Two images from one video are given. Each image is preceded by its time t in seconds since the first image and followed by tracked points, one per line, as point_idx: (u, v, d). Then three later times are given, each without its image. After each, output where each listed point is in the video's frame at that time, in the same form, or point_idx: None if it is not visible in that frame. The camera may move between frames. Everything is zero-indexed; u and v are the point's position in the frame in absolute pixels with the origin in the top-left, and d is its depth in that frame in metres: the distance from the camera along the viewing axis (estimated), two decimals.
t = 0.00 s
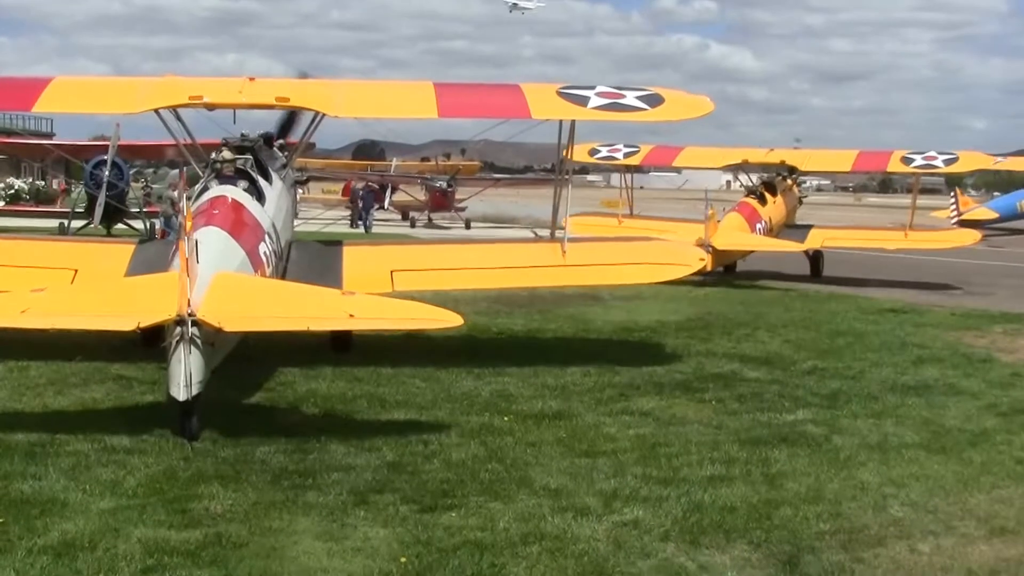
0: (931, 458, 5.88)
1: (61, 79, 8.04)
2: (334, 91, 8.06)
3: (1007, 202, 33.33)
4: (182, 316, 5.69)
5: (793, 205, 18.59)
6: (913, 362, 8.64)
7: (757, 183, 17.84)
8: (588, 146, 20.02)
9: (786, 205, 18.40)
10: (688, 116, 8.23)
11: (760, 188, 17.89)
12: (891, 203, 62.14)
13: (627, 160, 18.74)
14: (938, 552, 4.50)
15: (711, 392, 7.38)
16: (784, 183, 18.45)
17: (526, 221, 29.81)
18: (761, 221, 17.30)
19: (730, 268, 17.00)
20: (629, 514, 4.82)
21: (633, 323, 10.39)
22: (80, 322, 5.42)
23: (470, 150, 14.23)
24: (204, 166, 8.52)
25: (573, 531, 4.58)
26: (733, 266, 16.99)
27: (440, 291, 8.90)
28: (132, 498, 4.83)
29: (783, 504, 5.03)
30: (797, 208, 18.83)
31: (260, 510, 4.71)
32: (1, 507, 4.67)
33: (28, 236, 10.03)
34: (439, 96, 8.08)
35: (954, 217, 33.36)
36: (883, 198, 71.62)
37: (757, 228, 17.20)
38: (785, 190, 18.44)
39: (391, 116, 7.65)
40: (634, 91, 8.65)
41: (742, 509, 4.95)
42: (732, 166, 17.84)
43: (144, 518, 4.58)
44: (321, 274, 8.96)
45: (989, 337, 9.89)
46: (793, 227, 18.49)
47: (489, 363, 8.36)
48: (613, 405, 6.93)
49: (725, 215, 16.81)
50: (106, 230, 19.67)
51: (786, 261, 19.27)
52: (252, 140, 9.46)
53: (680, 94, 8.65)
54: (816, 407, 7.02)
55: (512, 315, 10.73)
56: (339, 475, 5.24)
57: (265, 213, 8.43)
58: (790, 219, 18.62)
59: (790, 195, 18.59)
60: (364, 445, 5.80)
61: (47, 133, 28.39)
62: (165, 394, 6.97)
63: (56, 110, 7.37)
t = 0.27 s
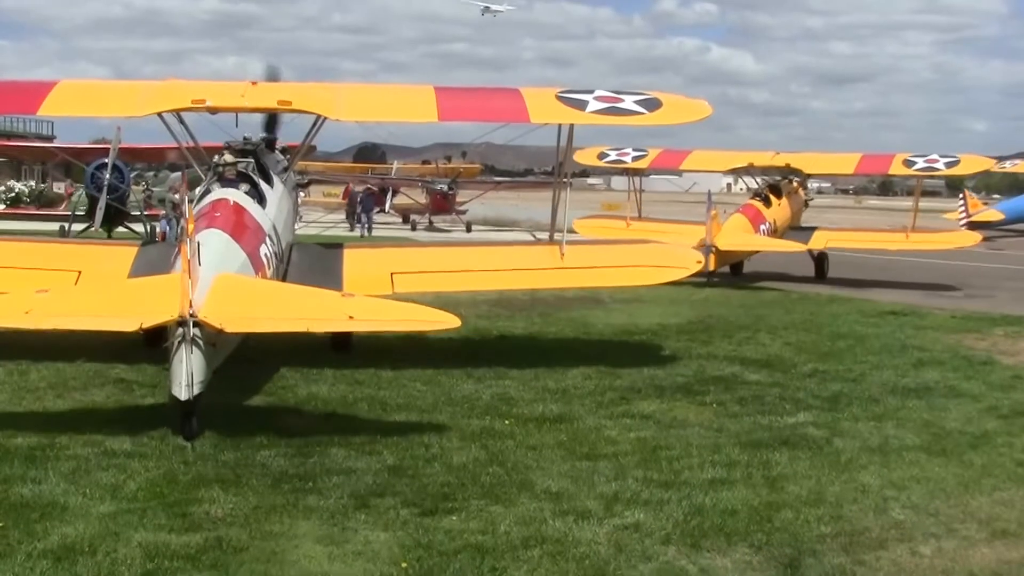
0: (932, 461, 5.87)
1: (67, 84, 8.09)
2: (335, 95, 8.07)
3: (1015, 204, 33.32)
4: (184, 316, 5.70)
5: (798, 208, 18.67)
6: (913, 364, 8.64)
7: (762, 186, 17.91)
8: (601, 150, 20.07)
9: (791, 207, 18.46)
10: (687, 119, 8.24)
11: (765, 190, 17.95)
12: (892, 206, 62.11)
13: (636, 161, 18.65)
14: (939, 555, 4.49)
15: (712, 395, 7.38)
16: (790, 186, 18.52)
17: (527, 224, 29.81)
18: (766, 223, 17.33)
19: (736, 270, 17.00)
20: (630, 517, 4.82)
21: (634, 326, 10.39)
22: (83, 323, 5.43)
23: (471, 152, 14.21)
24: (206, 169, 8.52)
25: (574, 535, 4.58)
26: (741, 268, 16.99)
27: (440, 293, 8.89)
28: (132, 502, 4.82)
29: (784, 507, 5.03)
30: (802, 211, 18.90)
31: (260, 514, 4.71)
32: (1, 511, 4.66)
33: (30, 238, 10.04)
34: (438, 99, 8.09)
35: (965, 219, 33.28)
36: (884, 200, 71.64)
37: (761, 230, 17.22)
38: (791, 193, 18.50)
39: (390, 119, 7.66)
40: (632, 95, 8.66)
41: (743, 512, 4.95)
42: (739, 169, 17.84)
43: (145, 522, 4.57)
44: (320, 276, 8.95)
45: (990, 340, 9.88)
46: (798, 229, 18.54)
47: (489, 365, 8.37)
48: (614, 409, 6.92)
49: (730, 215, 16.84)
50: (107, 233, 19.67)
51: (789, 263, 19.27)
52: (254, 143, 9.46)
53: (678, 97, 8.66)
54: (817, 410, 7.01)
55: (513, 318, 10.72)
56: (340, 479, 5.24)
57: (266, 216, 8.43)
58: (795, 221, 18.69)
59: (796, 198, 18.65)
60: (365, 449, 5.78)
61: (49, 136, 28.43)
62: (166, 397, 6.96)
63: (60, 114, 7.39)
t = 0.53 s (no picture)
0: (933, 464, 5.87)
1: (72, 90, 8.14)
2: (335, 103, 8.10)
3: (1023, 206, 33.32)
4: (179, 320, 5.75)
5: (805, 212, 18.69)
6: (915, 367, 8.63)
7: (766, 190, 17.98)
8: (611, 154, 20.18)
9: (797, 210, 18.49)
10: (684, 127, 8.25)
11: (769, 195, 18.01)
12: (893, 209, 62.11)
13: (643, 167, 18.80)
14: (940, 559, 4.48)
15: (713, 399, 7.37)
16: (795, 190, 18.56)
17: (528, 228, 29.81)
18: (770, 226, 17.34)
19: (743, 272, 17.02)
20: (631, 522, 4.81)
21: (635, 330, 10.37)
22: (82, 326, 5.45)
23: (472, 157, 14.22)
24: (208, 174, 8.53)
25: (575, 539, 4.57)
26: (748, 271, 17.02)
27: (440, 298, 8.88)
28: (133, 507, 4.82)
29: (785, 511, 5.02)
30: (808, 215, 18.92)
31: (261, 518, 4.70)
32: None
33: (31, 242, 10.03)
34: (435, 107, 8.11)
35: (971, 221, 33.24)
36: (885, 203, 71.66)
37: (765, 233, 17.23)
38: (795, 196, 18.54)
39: (387, 127, 7.67)
40: (629, 103, 8.68)
41: (744, 516, 4.94)
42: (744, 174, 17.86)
43: (145, 527, 4.56)
44: (320, 281, 8.95)
45: (991, 343, 9.87)
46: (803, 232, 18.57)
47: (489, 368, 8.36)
48: (615, 413, 6.91)
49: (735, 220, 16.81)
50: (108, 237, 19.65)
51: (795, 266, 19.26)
52: (256, 149, 9.47)
53: (675, 105, 8.67)
54: (818, 413, 7.00)
55: (514, 322, 10.71)
56: (340, 483, 5.23)
57: (267, 221, 8.42)
58: (801, 224, 18.70)
59: (801, 202, 18.70)
60: (366, 453, 5.78)
61: (50, 140, 28.42)
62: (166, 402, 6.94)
63: (62, 119, 7.41)
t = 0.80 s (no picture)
0: (934, 467, 5.87)
1: (77, 96, 8.18)
2: (336, 109, 8.12)
3: None
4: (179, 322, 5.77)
5: (812, 215, 18.78)
6: (915, 370, 8.63)
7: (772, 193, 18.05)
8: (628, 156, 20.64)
9: (803, 214, 18.57)
10: (681, 133, 8.26)
11: (775, 198, 18.07)
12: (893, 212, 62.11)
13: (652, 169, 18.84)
14: (941, 562, 4.48)
15: (713, 402, 7.37)
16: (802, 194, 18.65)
17: (528, 231, 29.82)
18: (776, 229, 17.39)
19: (749, 274, 17.04)
20: (631, 526, 4.81)
21: (635, 334, 10.37)
22: (84, 327, 5.47)
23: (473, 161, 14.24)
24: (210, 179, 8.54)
25: (575, 543, 4.56)
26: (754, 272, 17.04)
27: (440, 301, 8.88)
28: (133, 511, 4.81)
29: (786, 514, 5.02)
30: (815, 218, 18.99)
31: (261, 523, 4.69)
32: None
33: (33, 246, 10.03)
34: (434, 114, 8.13)
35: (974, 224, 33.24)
36: (885, 206, 71.70)
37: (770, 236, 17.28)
38: (802, 200, 18.61)
39: (386, 133, 7.69)
40: (627, 110, 8.70)
41: (746, 520, 4.94)
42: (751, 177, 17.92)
43: (145, 531, 4.56)
44: (321, 285, 8.95)
45: (990, 346, 9.88)
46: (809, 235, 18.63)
47: (490, 371, 8.35)
48: (616, 416, 6.91)
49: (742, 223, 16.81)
50: (107, 240, 19.62)
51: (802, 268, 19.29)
52: (259, 154, 9.49)
53: (673, 111, 8.69)
54: (818, 416, 7.01)
55: (514, 326, 10.69)
56: (341, 487, 5.22)
57: (267, 226, 8.42)
58: (807, 227, 18.79)
59: (808, 205, 18.78)
60: (367, 457, 5.77)
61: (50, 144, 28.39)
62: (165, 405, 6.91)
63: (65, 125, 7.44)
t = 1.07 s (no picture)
0: (934, 470, 5.86)
1: (80, 101, 8.22)
2: (335, 114, 8.15)
3: None
4: (175, 317, 5.84)
5: (818, 219, 18.84)
6: (915, 373, 8.63)
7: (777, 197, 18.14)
8: (638, 160, 20.83)
9: (809, 217, 18.62)
10: (677, 135, 8.27)
11: (781, 202, 18.17)
12: (893, 214, 62.15)
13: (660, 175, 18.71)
14: (942, 565, 4.47)
15: (714, 406, 7.36)
16: (808, 197, 18.77)
17: (529, 234, 29.81)
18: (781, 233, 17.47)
19: (758, 277, 17.23)
20: (632, 529, 4.80)
21: (636, 337, 10.37)
22: (82, 322, 5.50)
23: (473, 163, 14.26)
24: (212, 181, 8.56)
25: (576, 547, 4.56)
26: (763, 276, 17.25)
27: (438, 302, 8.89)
28: (133, 515, 4.81)
29: (786, 518, 5.01)
30: (821, 221, 19.05)
31: (261, 527, 4.69)
32: None
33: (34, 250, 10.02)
34: (432, 118, 8.15)
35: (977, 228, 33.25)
36: (884, 209, 71.70)
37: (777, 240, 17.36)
38: (809, 203, 18.71)
39: (384, 136, 7.71)
40: (623, 113, 8.74)
41: (747, 523, 4.93)
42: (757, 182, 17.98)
43: (144, 535, 4.56)
44: (320, 286, 8.96)
45: (990, 348, 9.88)
46: (816, 238, 18.69)
47: (490, 374, 8.35)
48: (617, 419, 6.91)
49: (748, 227, 16.94)
50: (107, 244, 19.59)
51: (809, 271, 19.33)
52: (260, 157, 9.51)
53: (670, 114, 8.70)
54: (818, 419, 7.01)
55: (515, 329, 10.67)
56: (342, 491, 5.22)
57: (268, 228, 8.42)
58: (814, 230, 18.85)
59: (814, 209, 18.89)
60: (367, 461, 5.77)
61: (49, 147, 28.39)
62: (165, 409, 6.89)
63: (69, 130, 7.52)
